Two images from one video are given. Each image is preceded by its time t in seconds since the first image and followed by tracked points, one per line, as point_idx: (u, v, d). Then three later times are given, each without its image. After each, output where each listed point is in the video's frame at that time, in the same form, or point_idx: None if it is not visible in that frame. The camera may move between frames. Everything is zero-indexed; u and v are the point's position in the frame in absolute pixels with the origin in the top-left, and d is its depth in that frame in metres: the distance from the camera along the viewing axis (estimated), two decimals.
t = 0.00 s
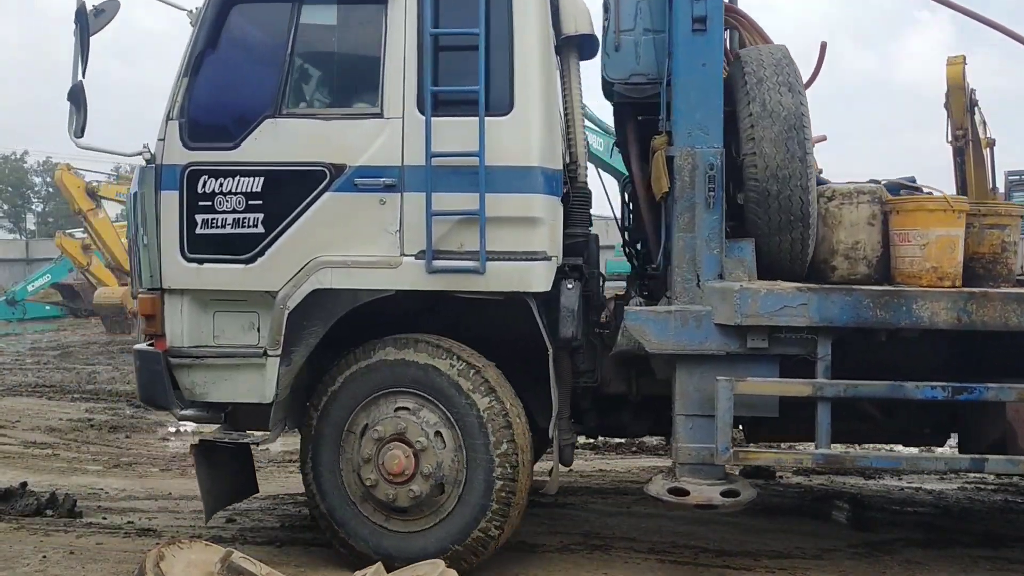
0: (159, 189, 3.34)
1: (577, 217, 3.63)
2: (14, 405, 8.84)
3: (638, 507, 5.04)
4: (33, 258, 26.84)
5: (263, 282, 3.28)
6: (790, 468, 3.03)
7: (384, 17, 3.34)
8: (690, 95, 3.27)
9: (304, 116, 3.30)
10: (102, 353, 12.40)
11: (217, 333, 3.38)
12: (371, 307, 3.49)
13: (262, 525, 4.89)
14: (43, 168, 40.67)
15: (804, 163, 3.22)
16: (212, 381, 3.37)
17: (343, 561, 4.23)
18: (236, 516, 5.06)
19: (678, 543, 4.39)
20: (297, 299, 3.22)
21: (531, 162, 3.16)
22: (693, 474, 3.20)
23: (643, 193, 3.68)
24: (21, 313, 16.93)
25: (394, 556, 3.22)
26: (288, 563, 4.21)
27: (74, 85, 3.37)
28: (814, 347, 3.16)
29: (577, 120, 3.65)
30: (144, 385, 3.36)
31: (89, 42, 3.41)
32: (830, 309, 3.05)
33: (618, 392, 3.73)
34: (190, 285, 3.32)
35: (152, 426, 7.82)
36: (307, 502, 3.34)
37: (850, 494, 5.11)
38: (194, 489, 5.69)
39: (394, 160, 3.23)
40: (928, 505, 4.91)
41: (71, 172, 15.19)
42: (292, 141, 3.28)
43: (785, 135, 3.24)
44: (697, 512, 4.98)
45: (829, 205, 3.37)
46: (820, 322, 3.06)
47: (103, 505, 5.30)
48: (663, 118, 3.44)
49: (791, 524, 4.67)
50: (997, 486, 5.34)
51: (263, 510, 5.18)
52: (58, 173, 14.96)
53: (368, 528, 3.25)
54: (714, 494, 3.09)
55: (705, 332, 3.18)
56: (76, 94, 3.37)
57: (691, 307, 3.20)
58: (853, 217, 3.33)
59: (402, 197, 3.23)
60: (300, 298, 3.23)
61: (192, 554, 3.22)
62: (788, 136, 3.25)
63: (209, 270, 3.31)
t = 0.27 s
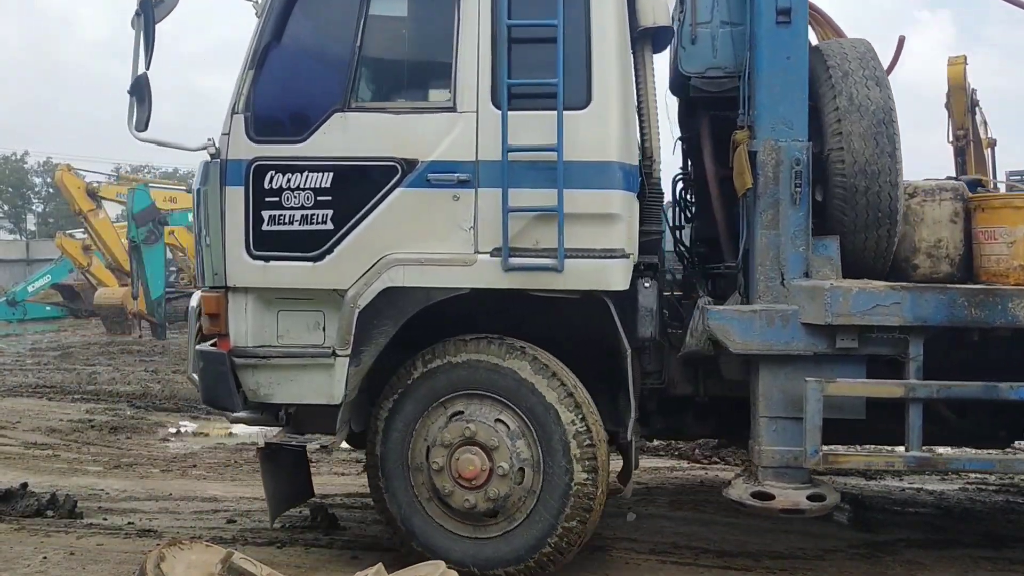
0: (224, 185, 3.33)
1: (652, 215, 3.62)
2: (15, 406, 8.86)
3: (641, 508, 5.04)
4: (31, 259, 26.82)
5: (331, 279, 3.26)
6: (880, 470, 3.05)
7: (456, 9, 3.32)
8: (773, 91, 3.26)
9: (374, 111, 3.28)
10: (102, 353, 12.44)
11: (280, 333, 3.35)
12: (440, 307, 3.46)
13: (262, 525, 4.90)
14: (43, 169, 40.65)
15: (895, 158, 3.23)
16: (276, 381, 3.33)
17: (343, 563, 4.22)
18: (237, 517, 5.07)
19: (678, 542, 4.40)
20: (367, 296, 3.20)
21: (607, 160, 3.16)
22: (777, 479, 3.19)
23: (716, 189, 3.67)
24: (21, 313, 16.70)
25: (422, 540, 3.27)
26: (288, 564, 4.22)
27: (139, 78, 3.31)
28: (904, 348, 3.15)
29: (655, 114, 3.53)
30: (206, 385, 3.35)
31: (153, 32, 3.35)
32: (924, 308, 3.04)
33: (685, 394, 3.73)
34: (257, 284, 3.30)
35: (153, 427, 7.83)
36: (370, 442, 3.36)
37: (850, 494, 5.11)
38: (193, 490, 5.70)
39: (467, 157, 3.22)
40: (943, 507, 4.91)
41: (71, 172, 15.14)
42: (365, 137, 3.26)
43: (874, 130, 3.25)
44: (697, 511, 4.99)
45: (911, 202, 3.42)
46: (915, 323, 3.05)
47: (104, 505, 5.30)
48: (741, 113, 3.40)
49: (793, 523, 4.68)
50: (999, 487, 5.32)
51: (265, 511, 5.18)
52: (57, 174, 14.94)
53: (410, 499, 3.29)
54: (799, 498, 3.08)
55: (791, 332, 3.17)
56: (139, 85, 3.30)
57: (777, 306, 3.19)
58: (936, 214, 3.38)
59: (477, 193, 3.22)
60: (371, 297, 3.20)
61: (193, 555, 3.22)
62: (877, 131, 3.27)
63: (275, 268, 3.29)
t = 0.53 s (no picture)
0: (292, 183, 3.26)
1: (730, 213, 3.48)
2: (16, 407, 8.86)
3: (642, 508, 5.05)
4: (32, 258, 26.83)
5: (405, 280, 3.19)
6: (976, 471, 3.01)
7: None
8: (860, 83, 3.25)
9: (447, 106, 3.22)
10: (103, 354, 12.46)
11: (347, 335, 3.29)
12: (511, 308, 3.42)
13: (262, 526, 4.91)
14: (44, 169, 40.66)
15: (985, 152, 3.22)
16: (345, 386, 3.27)
17: (344, 564, 4.23)
18: (239, 517, 5.08)
19: (679, 543, 4.40)
20: (442, 298, 3.14)
21: (688, 157, 3.11)
22: (865, 481, 3.17)
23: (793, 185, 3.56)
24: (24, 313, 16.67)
25: (462, 497, 3.23)
26: (290, 564, 4.23)
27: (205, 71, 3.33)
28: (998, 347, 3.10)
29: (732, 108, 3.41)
30: (274, 389, 3.31)
31: (220, 25, 3.34)
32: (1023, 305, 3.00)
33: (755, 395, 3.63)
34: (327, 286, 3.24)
35: (154, 428, 7.85)
36: (476, 381, 3.26)
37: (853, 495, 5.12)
38: (194, 490, 5.70)
39: (545, 154, 3.16)
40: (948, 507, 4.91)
41: (72, 173, 15.11)
42: (439, 133, 3.19)
43: (965, 123, 3.24)
44: (699, 511, 5.00)
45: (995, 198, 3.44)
46: (1014, 322, 3.01)
47: (105, 506, 5.31)
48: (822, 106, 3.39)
49: (795, 524, 4.68)
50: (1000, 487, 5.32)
51: (267, 511, 5.19)
52: (58, 175, 14.93)
53: (476, 449, 3.22)
54: (891, 500, 3.06)
55: (883, 331, 3.14)
56: (204, 81, 3.32)
57: (867, 305, 3.16)
58: (1020, 211, 3.40)
59: (555, 190, 3.16)
60: (446, 298, 3.14)
61: (195, 555, 3.22)
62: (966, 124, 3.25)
63: (346, 269, 3.22)
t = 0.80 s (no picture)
0: (366, 181, 3.22)
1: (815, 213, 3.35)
2: (16, 407, 8.86)
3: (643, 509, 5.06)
4: (31, 259, 26.84)
5: (486, 279, 3.15)
6: None
7: None
8: (956, 79, 3.11)
9: (528, 101, 3.18)
10: (103, 354, 12.47)
11: (420, 337, 3.26)
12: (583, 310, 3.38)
13: (263, 526, 4.91)
14: (44, 170, 40.69)
15: None
16: (420, 389, 3.23)
17: (345, 564, 4.23)
18: (239, 518, 5.07)
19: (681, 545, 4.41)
20: (523, 299, 3.09)
21: (779, 153, 3.06)
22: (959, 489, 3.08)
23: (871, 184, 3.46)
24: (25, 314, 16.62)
25: (541, 444, 3.17)
26: (291, 564, 4.24)
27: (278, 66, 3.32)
28: None
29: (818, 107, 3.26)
30: (345, 392, 3.29)
31: (294, 20, 3.33)
32: None
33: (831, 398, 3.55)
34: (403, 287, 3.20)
35: (155, 429, 7.84)
36: (622, 358, 3.15)
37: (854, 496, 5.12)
38: (195, 490, 5.70)
39: (630, 151, 3.11)
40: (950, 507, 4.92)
41: (73, 174, 15.09)
42: (520, 130, 3.16)
43: None
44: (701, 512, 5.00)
45: None
46: None
47: (106, 506, 5.31)
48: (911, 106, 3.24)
49: (798, 524, 4.68)
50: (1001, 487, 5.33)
51: (267, 512, 5.19)
52: (59, 176, 14.91)
53: (580, 411, 3.14)
54: (988, 510, 2.99)
55: (979, 335, 3.04)
56: (276, 76, 3.31)
57: (964, 308, 3.06)
58: None
59: (639, 189, 3.12)
60: (528, 299, 3.09)
61: (196, 555, 3.22)
62: None
63: (423, 269, 3.19)
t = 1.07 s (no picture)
0: (444, 180, 3.15)
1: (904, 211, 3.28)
2: (17, 408, 8.86)
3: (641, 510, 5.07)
4: (32, 259, 26.88)
5: (568, 282, 3.07)
6: None
7: None
8: None
9: (611, 98, 3.10)
10: (104, 355, 12.47)
11: (495, 341, 3.17)
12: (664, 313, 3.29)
13: (264, 527, 4.91)
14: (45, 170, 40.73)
15: None
16: (499, 395, 3.14)
17: (346, 564, 4.23)
18: (240, 518, 5.08)
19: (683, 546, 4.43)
20: (609, 301, 3.02)
21: (873, 152, 2.99)
22: None
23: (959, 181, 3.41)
24: (25, 316, 16.66)
25: (661, 405, 3.08)
26: (291, 564, 4.24)
27: (357, 62, 3.31)
28: None
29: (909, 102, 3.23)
30: (421, 398, 3.19)
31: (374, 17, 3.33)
32: None
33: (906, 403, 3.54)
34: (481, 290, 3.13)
35: (156, 429, 7.83)
36: (790, 380, 3.04)
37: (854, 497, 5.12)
38: (196, 491, 5.71)
39: (720, 149, 3.04)
40: (952, 508, 4.92)
41: (74, 174, 15.08)
42: (604, 127, 3.08)
43: None
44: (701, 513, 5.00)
45: None
46: None
47: (107, 507, 5.31)
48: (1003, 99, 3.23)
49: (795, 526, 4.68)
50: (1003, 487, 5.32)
51: (268, 512, 5.19)
52: (60, 176, 14.90)
53: (714, 398, 3.05)
54: None
55: None
56: (354, 72, 3.31)
57: None
58: None
59: (729, 188, 3.04)
60: (613, 302, 3.02)
61: (197, 555, 3.21)
62: None
63: (501, 272, 3.12)
